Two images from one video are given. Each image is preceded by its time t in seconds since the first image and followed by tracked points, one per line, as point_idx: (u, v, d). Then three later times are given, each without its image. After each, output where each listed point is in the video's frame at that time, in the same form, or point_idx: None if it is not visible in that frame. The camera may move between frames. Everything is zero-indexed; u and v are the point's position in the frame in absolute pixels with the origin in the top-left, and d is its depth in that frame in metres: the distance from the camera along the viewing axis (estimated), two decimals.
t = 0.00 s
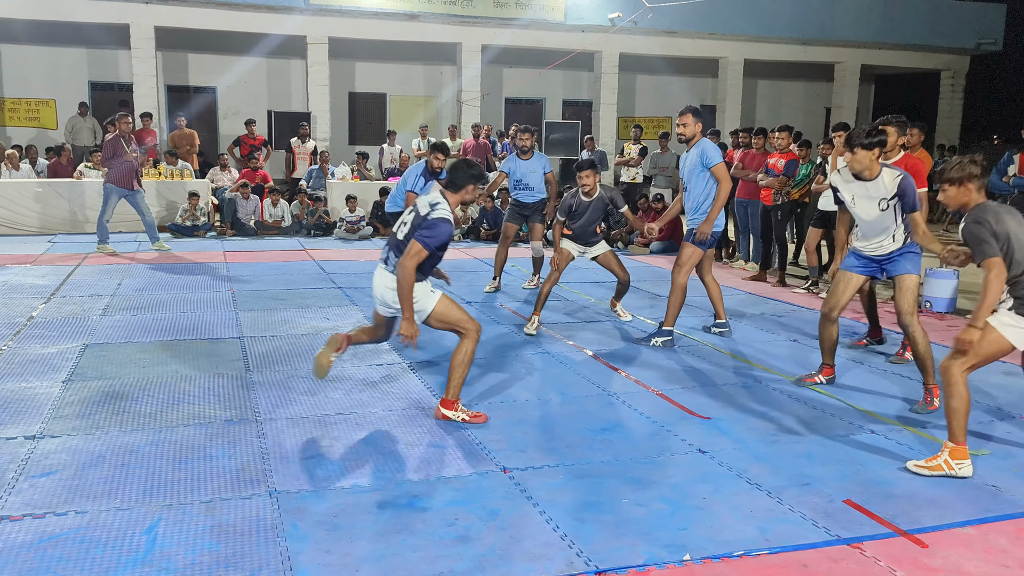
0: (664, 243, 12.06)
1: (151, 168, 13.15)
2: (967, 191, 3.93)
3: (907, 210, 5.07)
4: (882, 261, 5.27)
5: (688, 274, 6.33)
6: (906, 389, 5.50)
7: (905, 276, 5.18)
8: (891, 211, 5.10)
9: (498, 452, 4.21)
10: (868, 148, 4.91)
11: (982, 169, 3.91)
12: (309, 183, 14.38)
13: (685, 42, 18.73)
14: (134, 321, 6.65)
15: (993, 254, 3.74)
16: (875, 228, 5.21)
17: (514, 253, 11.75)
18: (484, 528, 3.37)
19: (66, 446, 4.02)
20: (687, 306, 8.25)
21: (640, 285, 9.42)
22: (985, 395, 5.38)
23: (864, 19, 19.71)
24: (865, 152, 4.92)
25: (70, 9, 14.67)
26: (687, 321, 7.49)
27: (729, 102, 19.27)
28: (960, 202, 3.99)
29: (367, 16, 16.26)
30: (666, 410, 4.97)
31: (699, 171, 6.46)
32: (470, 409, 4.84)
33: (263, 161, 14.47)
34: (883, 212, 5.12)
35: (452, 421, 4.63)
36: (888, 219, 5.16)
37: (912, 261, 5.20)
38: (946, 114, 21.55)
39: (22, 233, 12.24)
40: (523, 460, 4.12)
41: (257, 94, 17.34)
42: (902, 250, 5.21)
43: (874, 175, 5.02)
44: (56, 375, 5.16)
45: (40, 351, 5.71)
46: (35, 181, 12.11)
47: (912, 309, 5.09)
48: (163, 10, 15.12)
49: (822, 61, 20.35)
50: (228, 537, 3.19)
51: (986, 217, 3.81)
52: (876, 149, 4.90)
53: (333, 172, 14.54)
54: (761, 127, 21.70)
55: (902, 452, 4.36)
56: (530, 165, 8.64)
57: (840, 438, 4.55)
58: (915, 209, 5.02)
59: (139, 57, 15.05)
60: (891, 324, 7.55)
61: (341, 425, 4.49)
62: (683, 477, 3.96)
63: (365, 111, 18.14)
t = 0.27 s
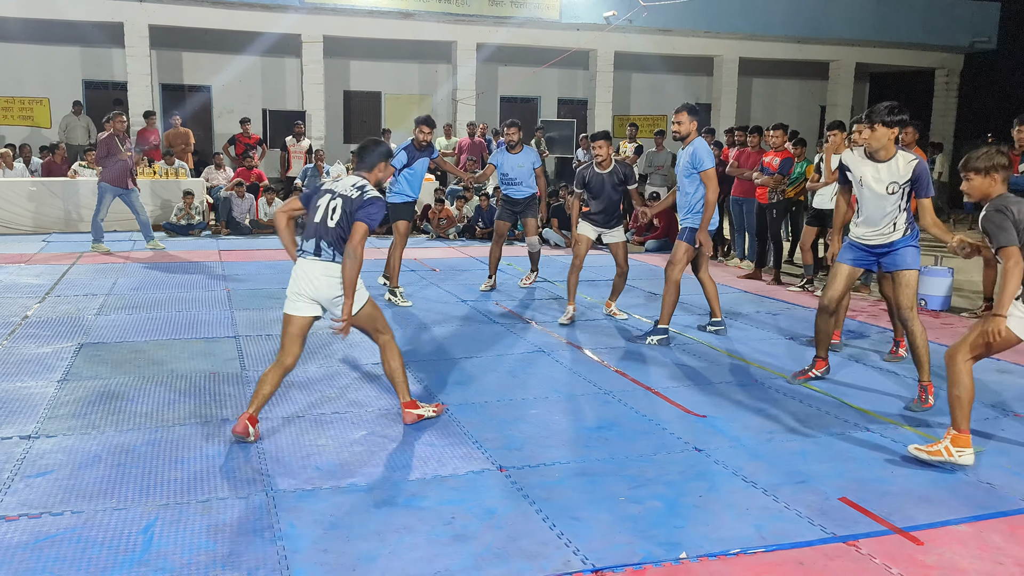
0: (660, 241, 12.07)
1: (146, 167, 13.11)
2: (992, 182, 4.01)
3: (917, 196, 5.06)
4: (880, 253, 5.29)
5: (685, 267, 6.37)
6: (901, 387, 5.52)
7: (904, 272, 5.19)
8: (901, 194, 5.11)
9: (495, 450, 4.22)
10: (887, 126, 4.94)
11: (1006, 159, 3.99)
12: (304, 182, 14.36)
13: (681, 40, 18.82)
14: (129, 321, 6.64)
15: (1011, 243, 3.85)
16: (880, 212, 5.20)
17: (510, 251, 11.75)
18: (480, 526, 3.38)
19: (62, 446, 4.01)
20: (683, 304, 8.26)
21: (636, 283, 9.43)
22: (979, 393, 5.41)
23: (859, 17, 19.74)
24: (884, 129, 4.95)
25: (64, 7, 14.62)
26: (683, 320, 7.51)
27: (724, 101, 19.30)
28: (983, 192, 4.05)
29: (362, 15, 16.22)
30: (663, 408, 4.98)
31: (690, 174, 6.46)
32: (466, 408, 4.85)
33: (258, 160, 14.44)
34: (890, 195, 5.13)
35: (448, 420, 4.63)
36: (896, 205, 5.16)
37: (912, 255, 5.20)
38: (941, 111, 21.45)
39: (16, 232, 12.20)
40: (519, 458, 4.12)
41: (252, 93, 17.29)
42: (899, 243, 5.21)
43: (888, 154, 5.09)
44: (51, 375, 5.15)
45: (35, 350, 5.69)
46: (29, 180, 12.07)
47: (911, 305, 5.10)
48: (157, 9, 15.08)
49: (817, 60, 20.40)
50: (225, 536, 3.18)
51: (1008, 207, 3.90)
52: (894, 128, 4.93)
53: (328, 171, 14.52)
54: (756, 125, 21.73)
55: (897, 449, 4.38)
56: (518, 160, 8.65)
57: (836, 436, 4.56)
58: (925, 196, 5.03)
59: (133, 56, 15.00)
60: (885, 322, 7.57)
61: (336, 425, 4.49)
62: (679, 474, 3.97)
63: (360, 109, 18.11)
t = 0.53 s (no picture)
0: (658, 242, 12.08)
1: (144, 167, 13.10)
2: (929, 174, 3.92)
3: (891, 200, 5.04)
4: (865, 256, 5.37)
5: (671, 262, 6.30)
6: (899, 387, 5.53)
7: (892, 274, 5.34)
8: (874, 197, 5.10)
9: (493, 450, 4.22)
10: (853, 130, 4.86)
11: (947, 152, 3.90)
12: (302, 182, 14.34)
13: (679, 41, 18.71)
14: (127, 321, 6.63)
15: (937, 239, 3.82)
16: (858, 216, 5.24)
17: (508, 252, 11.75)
18: (479, 526, 3.38)
19: (60, 447, 4.01)
20: (682, 305, 8.27)
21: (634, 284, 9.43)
22: (977, 393, 5.41)
23: (856, 18, 19.78)
24: (850, 134, 4.87)
25: (62, 7, 14.61)
26: (681, 320, 7.51)
27: (722, 101, 19.31)
28: (922, 184, 3.96)
29: (361, 15, 16.23)
30: (661, 409, 4.99)
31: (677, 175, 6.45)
32: (465, 408, 4.85)
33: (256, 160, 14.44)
34: (864, 198, 5.13)
35: (446, 420, 4.64)
36: (873, 207, 5.17)
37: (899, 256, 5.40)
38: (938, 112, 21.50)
39: (14, 232, 12.18)
40: (518, 459, 4.12)
41: (251, 93, 17.29)
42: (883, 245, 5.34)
43: (858, 158, 5.03)
44: (49, 375, 5.14)
45: (32, 351, 5.69)
46: (27, 180, 12.06)
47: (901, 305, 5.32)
48: (155, 9, 15.07)
49: (815, 61, 20.43)
50: (223, 537, 3.18)
51: (945, 202, 3.84)
52: (861, 131, 4.87)
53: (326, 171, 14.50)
54: (754, 125, 21.75)
55: (895, 450, 4.38)
56: (526, 163, 8.61)
57: (834, 436, 4.57)
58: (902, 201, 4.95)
59: (131, 56, 14.99)
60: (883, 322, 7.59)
61: (334, 425, 4.49)
62: (677, 475, 3.98)
63: (359, 110, 18.12)
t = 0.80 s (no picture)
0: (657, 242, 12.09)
1: (142, 167, 13.08)
2: (829, 173, 4.04)
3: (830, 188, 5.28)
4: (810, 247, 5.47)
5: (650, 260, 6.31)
6: (897, 387, 5.53)
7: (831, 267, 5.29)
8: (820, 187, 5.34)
9: (492, 450, 4.21)
10: (799, 118, 5.18)
11: (848, 153, 4.01)
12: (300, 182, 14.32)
13: (677, 41, 18.85)
14: (126, 321, 6.62)
15: (815, 236, 3.91)
16: (807, 212, 5.49)
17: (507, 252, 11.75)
18: (477, 526, 3.38)
19: (58, 446, 4.00)
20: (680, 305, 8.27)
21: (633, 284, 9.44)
22: (975, 393, 5.42)
23: (855, 18, 19.77)
24: (795, 121, 5.18)
25: (60, 7, 14.58)
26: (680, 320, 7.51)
27: (721, 101, 19.32)
28: (824, 182, 4.09)
29: (359, 15, 16.20)
30: (659, 408, 4.98)
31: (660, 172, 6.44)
32: (463, 408, 4.85)
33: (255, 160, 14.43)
34: (808, 189, 5.44)
35: (445, 420, 4.63)
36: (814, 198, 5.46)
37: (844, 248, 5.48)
38: (936, 113, 21.29)
39: (12, 232, 12.16)
40: (516, 458, 4.12)
41: (250, 93, 17.27)
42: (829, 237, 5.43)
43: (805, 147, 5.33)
44: (47, 375, 5.13)
45: (30, 350, 5.68)
46: (25, 180, 12.04)
47: (837, 300, 5.24)
48: (154, 8, 15.05)
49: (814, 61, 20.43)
50: (221, 537, 3.18)
51: (836, 199, 3.93)
52: (807, 118, 5.18)
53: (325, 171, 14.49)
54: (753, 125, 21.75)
55: (893, 450, 4.38)
56: (534, 161, 8.68)
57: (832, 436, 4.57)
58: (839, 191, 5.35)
59: (130, 56, 14.97)
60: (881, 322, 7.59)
61: (333, 424, 4.49)
62: (676, 474, 3.97)
63: (357, 110, 18.10)
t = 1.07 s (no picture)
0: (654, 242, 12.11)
1: (138, 166, 13.06)
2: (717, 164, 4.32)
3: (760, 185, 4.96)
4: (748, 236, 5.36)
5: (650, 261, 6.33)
6: (893, 387, 5.54)
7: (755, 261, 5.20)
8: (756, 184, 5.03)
9: (489, 451, 4.21)
10: (751, 111, 4.95)
11: (734, 146, 4.23)
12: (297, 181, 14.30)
13: (675, 41, 18.84)
14: (122, 321, 6.61)
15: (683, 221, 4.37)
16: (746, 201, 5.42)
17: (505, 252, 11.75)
18: (475, 527, 3.37)
19: (54, 446, 3.99)
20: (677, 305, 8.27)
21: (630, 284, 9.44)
22: (972, 393, 5.43)
23: (852, 18, 19.79)
24: (746, 113, 4.95)
25: (56, 5, 14.52)
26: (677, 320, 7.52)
27: (718, 102, 19.33)
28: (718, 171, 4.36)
29: (356, 14, 16.19)
30: (656, 409, 4.98)
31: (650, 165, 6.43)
32: (460, 408, 4.85)
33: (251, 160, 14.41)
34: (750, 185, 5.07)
35: (442, 420, 4.63)
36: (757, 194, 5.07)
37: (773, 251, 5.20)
38: (934, 114, 21.51)
39: (8, 232, 12.13)
40: (513, 459, 4.12)
41: (247, 93, 17.25)
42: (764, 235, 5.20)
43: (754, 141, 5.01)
44: (43, 375, 5.12)
45: (26, 351, 5.66)
46: (21, 180, 12.01)
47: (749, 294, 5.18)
48: (151, 8, 15.02)
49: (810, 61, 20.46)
50: (217, 537, 3.17)
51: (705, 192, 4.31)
52: (758, 112, 4.92)
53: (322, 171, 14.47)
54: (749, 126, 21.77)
55: (890, 450, 4.39)
56: (534, 159, 8.73)
57: (829, 436, 4.57)
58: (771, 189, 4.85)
59: (126, 55, 14.94)
60: (878, 322, 7.61)
61: (330, 425, 4.48)
62: (673, 475, 3.98)
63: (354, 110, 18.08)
